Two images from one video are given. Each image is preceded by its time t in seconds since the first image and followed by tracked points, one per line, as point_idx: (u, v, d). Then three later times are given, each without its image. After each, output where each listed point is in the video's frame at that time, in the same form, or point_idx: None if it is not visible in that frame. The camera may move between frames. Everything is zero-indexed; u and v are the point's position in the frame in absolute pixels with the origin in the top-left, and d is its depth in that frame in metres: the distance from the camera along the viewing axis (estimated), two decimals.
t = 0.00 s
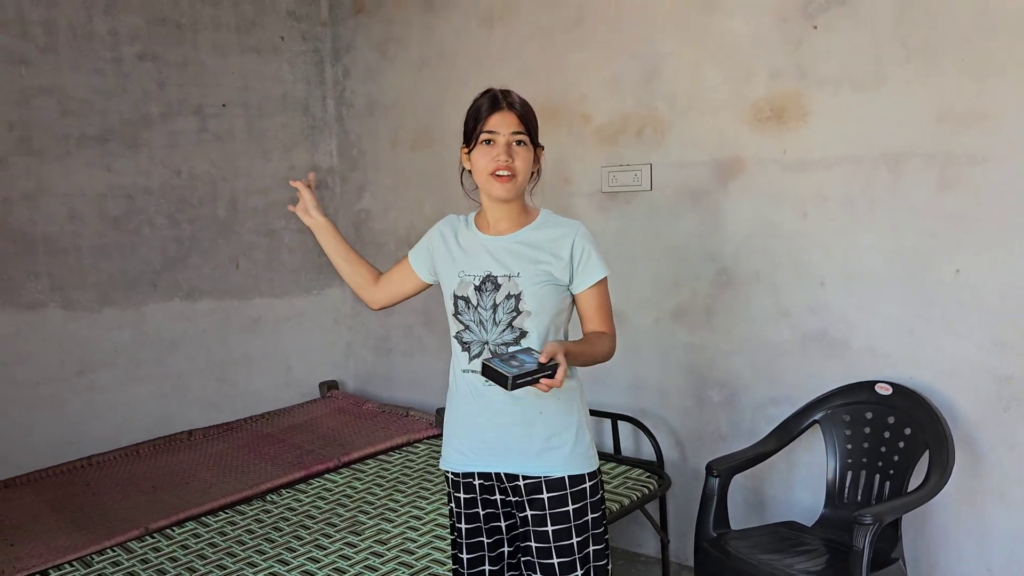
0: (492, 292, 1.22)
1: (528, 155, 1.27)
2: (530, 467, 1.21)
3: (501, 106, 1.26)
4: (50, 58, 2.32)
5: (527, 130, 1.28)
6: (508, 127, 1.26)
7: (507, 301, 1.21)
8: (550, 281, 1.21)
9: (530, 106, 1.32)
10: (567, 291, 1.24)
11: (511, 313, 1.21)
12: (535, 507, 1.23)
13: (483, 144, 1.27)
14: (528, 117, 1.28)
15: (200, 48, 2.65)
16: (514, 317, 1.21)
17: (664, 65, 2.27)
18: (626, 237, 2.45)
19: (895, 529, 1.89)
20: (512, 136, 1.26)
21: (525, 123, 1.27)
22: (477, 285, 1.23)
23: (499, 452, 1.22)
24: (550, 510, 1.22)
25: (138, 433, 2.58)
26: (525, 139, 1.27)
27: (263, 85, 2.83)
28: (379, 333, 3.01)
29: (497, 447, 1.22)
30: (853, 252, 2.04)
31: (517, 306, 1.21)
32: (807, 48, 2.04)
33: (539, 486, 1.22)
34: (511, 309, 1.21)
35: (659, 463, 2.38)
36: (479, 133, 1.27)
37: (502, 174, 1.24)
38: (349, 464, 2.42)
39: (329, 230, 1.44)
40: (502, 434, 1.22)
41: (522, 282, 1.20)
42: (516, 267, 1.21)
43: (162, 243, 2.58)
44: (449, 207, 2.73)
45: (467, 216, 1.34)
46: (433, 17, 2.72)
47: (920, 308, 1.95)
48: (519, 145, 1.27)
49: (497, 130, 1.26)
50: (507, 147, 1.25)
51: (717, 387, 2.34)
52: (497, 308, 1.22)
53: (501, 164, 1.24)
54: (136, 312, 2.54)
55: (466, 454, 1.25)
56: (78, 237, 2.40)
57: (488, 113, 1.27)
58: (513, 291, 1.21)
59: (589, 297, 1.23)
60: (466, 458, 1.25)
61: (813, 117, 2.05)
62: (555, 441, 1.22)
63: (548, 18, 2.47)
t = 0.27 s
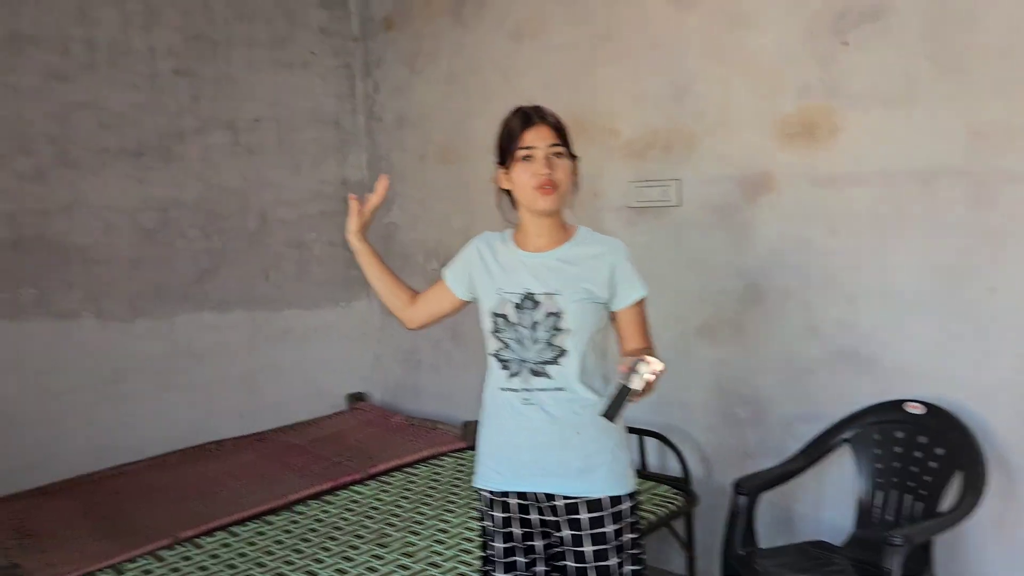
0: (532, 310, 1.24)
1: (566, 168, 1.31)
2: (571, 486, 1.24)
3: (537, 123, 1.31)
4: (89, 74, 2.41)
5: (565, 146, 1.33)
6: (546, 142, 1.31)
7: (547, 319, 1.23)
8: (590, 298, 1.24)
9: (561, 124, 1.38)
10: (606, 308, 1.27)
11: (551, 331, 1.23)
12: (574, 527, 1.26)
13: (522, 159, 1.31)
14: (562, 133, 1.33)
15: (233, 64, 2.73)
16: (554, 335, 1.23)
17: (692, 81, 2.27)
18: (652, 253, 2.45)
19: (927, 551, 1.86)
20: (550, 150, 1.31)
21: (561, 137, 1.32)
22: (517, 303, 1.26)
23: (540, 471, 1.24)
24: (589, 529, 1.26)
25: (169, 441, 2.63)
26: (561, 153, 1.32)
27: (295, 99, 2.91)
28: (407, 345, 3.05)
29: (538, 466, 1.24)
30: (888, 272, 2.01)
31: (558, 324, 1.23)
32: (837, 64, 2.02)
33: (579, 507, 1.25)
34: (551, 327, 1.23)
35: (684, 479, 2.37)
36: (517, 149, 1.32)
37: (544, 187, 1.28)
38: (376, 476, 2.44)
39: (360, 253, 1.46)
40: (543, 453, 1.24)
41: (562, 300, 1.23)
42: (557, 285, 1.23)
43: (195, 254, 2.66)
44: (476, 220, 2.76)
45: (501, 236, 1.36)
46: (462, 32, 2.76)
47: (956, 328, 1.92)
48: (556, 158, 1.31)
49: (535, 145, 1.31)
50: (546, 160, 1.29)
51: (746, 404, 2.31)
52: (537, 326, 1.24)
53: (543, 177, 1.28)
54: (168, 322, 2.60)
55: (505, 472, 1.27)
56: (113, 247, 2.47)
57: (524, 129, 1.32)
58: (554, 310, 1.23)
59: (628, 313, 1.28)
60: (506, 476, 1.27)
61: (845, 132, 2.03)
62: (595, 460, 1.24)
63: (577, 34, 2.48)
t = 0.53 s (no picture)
0: (579, 329, 1.23)
1: (614, 174, 1.31)
2: (619, 510, 1.21)
3: (588, 131, 1.34)
4: (130, 91, 2.52)
5: (614, 155, 1.34)
6: (595, 148, 1.32)
7: (595, 338, 1.23)
8: (639, 316, 1.23)
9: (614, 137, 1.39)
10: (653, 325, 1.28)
11: (600, 351, 1.22)
12: (619, 549, 1.23)
13: (569, 164, 1.32)
14: (613, 142, 1.34)
15: (268, 80, 2.82)
16: (603, 355, 1.22)
17: (720, 98, 2.29)
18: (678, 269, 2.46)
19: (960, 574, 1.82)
20: (598, 157, 1.31)
21: (611, 145, 1.33)
22: (563, 322, 1.25)
23: (587, 494, 1.22)
24: (635, 553, 1.22)
25: (200, 447, 2.71)
26: (611, 160, 1.32)
27: (327, 115, 2.98)
28: (434, 358, 3.08)
29: (585, 489, 1.22)
30: (920, 291, 2.00)
31: (606, 343, 1.22)
32: (869, 81, 2.02)
33: (625, 528, 1.22)
34: (600, 346, 1.22)
35: (710, 496, 2.38)
36: (566, 156, 1.33)
37: (590, 190, 1.28)
38: (402, 488, 2.45)
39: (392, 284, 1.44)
40: (591, 475, 1.22)
41: (611, 319, 1.22)
42: (605, 303, 1.23)
43: (228, 266, 2.74)
44: (503, 235, 2.80)
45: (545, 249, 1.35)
46: (492, 50, 2.80)
47: (989, 347, 1.90)
48: (605, 164, 1.32)
49: (584, 150, 1.32)
50: (594, 165, 1.30)
51: (773, 421, 2.31)
52: (585, 345, 1.23)
53: (590, 179, 1.28)
54: (200, 333, 2.69)
55: (549, 495, 1.25)
56: (149, 259, 2.56)
57: (575, 137, 1.34)
58: (602, 328, 1.22)
59: (671, 330, 1.29)
60: (551, 499, 1.25)
61: (874, 149, 2.03)
62: (644, 483, 1.22)
63: (605, 52, 2.51)
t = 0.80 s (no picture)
0: (607, 337, 1.24)
1: (636, 182, 1.31)
2: (648, 523, 1.21)
3: (605, 138, 1.33)
4: (141, 98, 2.54)
5: (634, 160, 1.33)
6: (614, 156, 1.32)
7: (624, 347, 1.23)
8: (668, 324, 1.24)
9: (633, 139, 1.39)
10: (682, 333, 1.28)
11: (630, 359, 1.23)
12: (644, 563, 1.23)
13: (589, 174, 1.32)
14: (632, 147, 1.34)
15: (277, 87, 2.84)
16: (632, 364, 1.23)
17: (727, 104, 2.29)
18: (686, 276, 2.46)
19: None
20: (618, 164, 1.32)
21: (630, 151, 1.33)
22: (590, 330, 1.26)
23: (615, 506, 1.22)
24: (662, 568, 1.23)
25: (208, 452, 2.72)
26: (631, 166, 1.33)
27: (336, 122, 3.00)
28: (441, 364, 3.09)
29: (613, 501, 1.22)
30: (930, 298, 1.99)
31: (635, 352, 1.23)
32: (877, 88, 2.02)
33: (652, 543, 1.22)
34: (628, 355, 1.23)
35: (719, 504, 2.37)
36: (585, 165, 1.33)
37: (612, 201, 1.28)
38: (410, 494, 2.45)
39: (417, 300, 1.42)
40: (619, 487, 1.21)
41: (639, 326, 1.23)
42: (634, 310, 1.24)
43: (236, 272, 2.75)
44: (510, 242, 2.80)
45: (569, 257, 1.36)
46: (500, 57, 2.81)
47: (993, 354, 1.90)
48: (625, 172, 1.32)
49: (603, 159, 1.32)
50: (614, 174, 1.30)
51: (781, 428, 2.31)
52: (614, 353, 1.24)
53: (611, 191, 1.28)
54: (209, 338, 2.70)
55: (575, 507, 1.24)
56: (159, 265, 2.58)
57: (593, 145, 1.34)
58: (630, 336, 1.23)
59: (703, 339, 1.29)
60: (577, 512, 1.24)
61: (881, 156, 2.03)
62: (673, 496, 1.22)
63: (613, 58, 2.52)
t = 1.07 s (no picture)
0: (623, 338, 1.25)
1: (649, 189, 1.30)
2: (660, 526, 1.22)
3: (618, 144, 1.31)
4: (134, 98, 2.53)
5: (647, 166, 1.31)
6: (627, 164, 1.30)
7: (640, 349, 1.24)
8: (684, 326, 1.25)
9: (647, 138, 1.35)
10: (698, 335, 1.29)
11: (646, 361, 1.24)
12: (655, 567, 1.24)
13: (602, 182, 1.31)
14: (645, 152, 1.31)
15: (271, 87, 2.84)
16: (648, 366, 1.24)
17: (720, 106, 2.31)
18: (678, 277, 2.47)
19: None
20: (631, 173, 1.30)
21: (644, 157, 1.30)
22: (606, 331, 1.26)
23: (628, 509, 1.22)
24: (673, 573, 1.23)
25: (202, 453, 2.72)
26: (645, 173, 1.31)
27: (330, 122, 3.00)
28: (435, 364, 3.09)
29: (626, 504, 1.23)
30: (921, 298, 2.00)
31: (652, 354, 1.24)
32: (869, 89, 2.04)
33: (664, 547, 1.22)
34: (645, 357, 1.24)
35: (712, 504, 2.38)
36: (598, 172, 1.32)
37: (625, 211, 1.27)
38: (404, 494, 2.46)
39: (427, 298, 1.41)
40: (632, 490, 1.22)
41: (656, 328, 1.24)
42: (650, 312, 1.25)
43: (230, 272, 2.75)
44: (504, 242, 2.81)
45: (583, 257, 1.37)
46: (494, 58, 2.82)
47: (980, 353, 1.92)
48: (639, 179, 1.30)
49: (615, 167, 1.30)
50: (627, 183, 1.29)
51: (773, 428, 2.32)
52: (630, 354, 1.24)
53: (624, 202, 1.27)
54: (203, 338, 2.70)
55: (587, 510, 1.25)
56: (153, 265, 2.58)
57: (606, 151, 1.31)
58: (647, 338, 1.24)
59: (716, 342, 1.31)
60: (589, 515, 1.25)
61: (873, 157, 2.05)
62: (686, 499, 1.23)
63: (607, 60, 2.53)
